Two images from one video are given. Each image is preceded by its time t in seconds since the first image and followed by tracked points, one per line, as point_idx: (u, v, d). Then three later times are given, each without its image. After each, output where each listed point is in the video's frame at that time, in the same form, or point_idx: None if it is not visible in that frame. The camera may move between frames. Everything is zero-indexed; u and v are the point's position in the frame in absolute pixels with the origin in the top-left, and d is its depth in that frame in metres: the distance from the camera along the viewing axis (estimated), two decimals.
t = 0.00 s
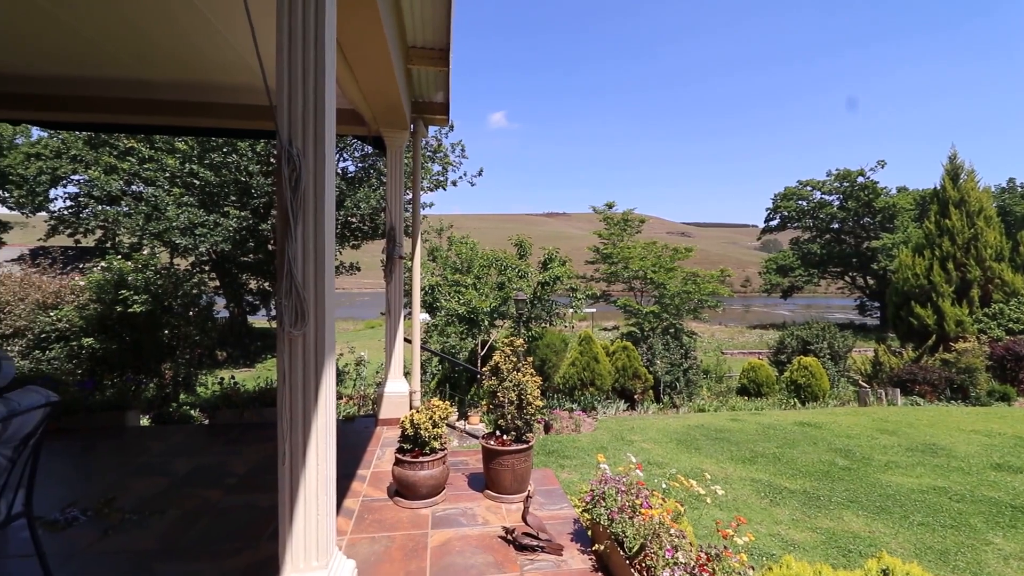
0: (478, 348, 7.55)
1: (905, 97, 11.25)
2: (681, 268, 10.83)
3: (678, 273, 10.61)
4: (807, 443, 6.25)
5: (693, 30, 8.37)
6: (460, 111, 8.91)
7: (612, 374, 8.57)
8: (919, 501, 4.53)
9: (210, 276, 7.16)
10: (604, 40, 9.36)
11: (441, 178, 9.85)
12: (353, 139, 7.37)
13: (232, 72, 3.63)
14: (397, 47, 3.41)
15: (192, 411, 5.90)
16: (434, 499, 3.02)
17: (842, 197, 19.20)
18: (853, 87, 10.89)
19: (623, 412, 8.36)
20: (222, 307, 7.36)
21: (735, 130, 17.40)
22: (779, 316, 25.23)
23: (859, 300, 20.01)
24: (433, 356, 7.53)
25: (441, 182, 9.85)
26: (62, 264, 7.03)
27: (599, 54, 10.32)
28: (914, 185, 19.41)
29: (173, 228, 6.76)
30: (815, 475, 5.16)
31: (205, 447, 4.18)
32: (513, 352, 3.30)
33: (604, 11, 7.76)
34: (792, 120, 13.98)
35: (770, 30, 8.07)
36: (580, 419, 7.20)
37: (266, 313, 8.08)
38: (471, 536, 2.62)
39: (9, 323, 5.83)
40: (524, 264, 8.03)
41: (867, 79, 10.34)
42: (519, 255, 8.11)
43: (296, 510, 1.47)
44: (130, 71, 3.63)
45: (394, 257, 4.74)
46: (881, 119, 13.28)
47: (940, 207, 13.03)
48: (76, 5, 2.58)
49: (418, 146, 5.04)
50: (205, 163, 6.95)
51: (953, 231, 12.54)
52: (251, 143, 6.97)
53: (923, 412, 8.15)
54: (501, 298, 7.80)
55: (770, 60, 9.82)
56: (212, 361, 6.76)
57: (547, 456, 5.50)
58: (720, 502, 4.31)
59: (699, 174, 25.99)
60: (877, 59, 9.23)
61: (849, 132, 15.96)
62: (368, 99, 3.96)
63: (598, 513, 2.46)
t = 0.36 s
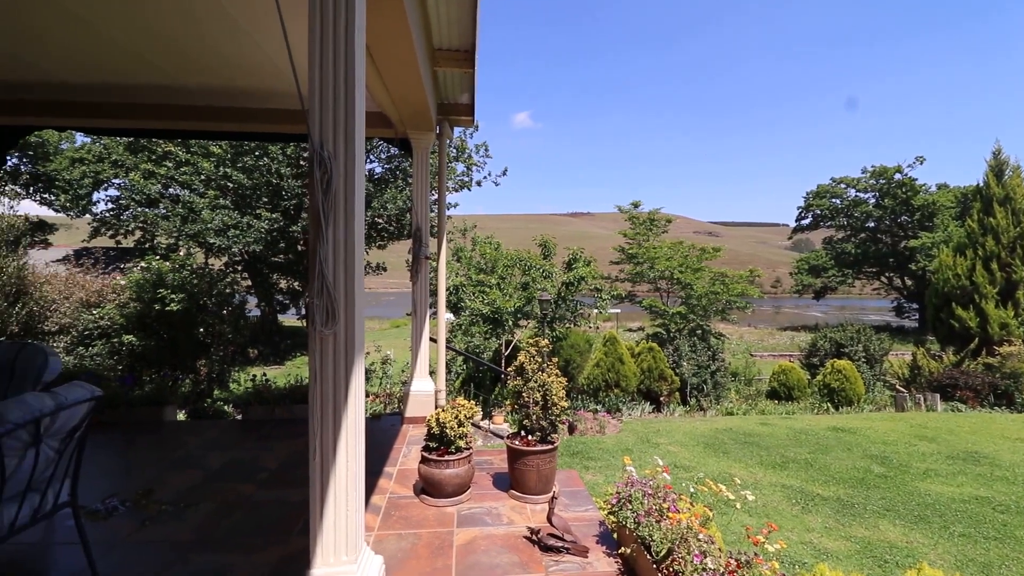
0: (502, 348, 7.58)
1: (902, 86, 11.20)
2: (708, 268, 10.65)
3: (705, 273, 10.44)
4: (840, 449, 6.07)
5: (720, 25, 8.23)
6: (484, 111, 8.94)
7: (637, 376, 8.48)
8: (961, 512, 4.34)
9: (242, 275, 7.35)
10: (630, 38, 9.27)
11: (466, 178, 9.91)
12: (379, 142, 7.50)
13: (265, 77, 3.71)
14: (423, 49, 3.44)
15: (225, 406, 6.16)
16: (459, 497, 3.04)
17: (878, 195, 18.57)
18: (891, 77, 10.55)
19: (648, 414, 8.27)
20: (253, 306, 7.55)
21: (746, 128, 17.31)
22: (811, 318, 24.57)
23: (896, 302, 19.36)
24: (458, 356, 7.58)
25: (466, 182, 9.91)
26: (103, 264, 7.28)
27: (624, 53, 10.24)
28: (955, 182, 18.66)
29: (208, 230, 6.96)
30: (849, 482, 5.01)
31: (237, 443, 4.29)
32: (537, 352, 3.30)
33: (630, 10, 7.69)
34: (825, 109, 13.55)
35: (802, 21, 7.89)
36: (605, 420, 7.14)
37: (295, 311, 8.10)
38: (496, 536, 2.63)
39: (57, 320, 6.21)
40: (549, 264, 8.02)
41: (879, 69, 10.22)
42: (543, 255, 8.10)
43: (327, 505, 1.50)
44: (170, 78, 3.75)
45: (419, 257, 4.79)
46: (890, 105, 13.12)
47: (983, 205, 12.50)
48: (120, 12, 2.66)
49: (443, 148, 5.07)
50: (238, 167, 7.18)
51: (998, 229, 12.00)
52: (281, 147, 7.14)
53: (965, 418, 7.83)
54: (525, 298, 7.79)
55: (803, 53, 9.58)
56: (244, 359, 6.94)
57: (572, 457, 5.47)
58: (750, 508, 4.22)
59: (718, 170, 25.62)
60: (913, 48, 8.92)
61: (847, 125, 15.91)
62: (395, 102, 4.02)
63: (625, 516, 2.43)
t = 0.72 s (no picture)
0: (522, 348, 7.58)
1: (911, 79, 11.09)
2: (732, 268, 10.48)
3: (728, 273, 10.28)
4: (869, 454, 5.91)
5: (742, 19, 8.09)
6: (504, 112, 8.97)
7: (659, 377, 8.42)
8: (998, 521, 4.19)
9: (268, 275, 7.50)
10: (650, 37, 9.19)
11: (486, 179, 9.95)
12: (401, 143, 7.59)
13: (277, 77, 3.71)
14: (446, 49, 3.45)
15: (252, 403, 6.29)
16: (481, 496, 3.06)
17: (909, 193, 17.91)
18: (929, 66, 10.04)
19: (670, 416, 8.18)
20: (279, 306, 7.70)
21: (771, 123, 17.00)
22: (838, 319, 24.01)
23: (928, 303, 18.81)
24: (478, 356, 7.60)
25: (486, 182, 9.95)
26: (135, 264, 7.51)
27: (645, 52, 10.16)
28: (991, 178, 18.01)
29: (236, 231, 7.14)
30: (879, 488, 4.88)
31: (264, 439, 4.38)
32: (559, 352, 3.30)
33: (650, 12, 7.68)
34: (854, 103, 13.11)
35: (827, 13, 7.71)
36: (625, 421, 7.08)
37: (319, 311, 8.15)
38: (519, 535, 2.64)
39: (92, 319, 6.43)
40: (569, 265, 8.00)
41: (891, 61, 10.08)
42: (562, 255, 8.08)
43: (354, 502, 1.53)
44: (200, 83, 3.84)
45: (441, 258, 4.82)
46: (903, 98, 12.93)
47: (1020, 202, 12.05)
48: (138, 12, 2.67)
49: (465, 150, 5.10)
50: (264, 169, 7.33)
51: None
52: (306, 149, 7.25)
53: (1002, 424, 7.56)
54: (545, 299, 7.78)
55: (832, 40, 9.26)
56: (270, 357, 7.08)
57: (593, 458, 5.45)
58: (776, 513, 4.14)
59: (724, 165, 25.70)
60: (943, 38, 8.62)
61: (844, 121, 16.01)
62: (417, 104, 4.06)
63: (648, 518, 2.42)
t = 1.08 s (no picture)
0: (543, 347, 7.56)
1: (948, 58, 10.76)
2: (756, 267, 10.28)
3: (752, 273, 10.09)
4: (900, 459, 5.75)
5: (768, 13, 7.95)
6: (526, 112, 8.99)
7: (682, 377, 8.33)
8: None
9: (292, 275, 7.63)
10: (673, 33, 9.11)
11: (507, 179, 9.98)
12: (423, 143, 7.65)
13: (303, 81, 3.78)
14: (469, 50, 3.47)
15: (277, 401, 6.40)
16: (503, 496, 3.06)
17: (941, 189, 17.37)
18: (949, 50, 10.18)
19: (692, 417, 8.09)
20: (303, 305, 7.83)
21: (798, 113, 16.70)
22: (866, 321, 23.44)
23: (962, 304, 18.27)
24: (498, 355, 7.62)
25: (506, 182, 9.97)
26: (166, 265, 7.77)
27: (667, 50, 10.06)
28: None
29: (262, 231, 7.29)
30: (911, 494, 4.73)
31: (290, 436, 4.46)
32: (582, 352, 3.28)
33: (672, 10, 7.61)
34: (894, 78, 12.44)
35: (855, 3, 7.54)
36: (647, 423, 7.01)
37: (341, 311, 8.24)
38: (541, 535, 2.63)
39: (125, 317, 6.65)
40: (590, 264, 7.96)
41: (925, 44, 9.81)
42: (583, 255, 8.04)
43: (380, 501, 1.55)
44: (228, 88, 3.93)
45: (462, 258, 4.84)
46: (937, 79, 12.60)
47: None
48: (162, 16, 2.67)
49: (487, 150, 5.11)
50: (289, 171, 7.46)
51: None
52: (331, 151, 7.33)
53: None
54: (566, 299, 7.75)
55: (868, 22, 8.87)
56: (294, 356, 7.21)
57: (614, 460, 5.41)
58: (804, 518, 4.05)
59: (749, 154, 25.37)
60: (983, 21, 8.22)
61: (863, 105, 16.19)
62: (440, 105, 4.10)
63: (672, 520, 2.38)
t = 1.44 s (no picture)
0: (562, 348, 7.52)
1: (979, 54, 10.38)
2: (780, 267, 10.07)
3: (775, 273, 9.90)
4: (931, 465, 5.58)
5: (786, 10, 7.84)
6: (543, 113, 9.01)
7: (702, 379, 8.21)
8: None
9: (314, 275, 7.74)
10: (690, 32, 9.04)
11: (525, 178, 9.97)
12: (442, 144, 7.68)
13: (327, 84, 3.83)
14: (489, 50, 3.47)
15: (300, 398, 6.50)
16: (524, 495, 3.06)
17: (974, 186, 16.75)
18: (980, 46, 9.81)
19: (714, 420, 7.98)
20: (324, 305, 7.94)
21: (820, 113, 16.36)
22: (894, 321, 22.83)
23: (995, 304, 17.68)
24: (517, 355, 7.62)
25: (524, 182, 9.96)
26: (193, 265, 7.98)
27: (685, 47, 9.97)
28: None
29: (286, 231, 7.41)
30: (942, 501, 4.59)
31: (313, 433, 4.54)
32: (602, 353, 3.26)
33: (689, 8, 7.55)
34: (913, 72, 12.20)
35: None
36: (667, 424, 6.93)
37: (362, 310, 8.31)
38: (562, 536, 2.63)
39: (155, 316, 6.84)
40: (609, 264, 7.90)
41: (954, 39, 9.49)
42: (602, 255, 7.99)
43: (404, 495, 1.57)
44: (254, 92, 4.01)
45: (482, 258, 4.84)
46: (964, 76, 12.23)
47: None
48: (188, 20, 2.71)
49: (507, 149, 5.11)
50: (312, 173, 7.56)
51: None
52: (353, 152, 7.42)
53: None
54: (586, 299, 7.71)
55: (881, 22, 8.67)
56: (316, 355, 7.32)
57: (634, 461, 5.36)
58: (832, 523, 3.96)
59: (771, 154, 24.86)
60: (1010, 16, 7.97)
61: (886, 103, 15.79)
62: (461, 106, 4.11)
63: (695, 524, 2.35)
